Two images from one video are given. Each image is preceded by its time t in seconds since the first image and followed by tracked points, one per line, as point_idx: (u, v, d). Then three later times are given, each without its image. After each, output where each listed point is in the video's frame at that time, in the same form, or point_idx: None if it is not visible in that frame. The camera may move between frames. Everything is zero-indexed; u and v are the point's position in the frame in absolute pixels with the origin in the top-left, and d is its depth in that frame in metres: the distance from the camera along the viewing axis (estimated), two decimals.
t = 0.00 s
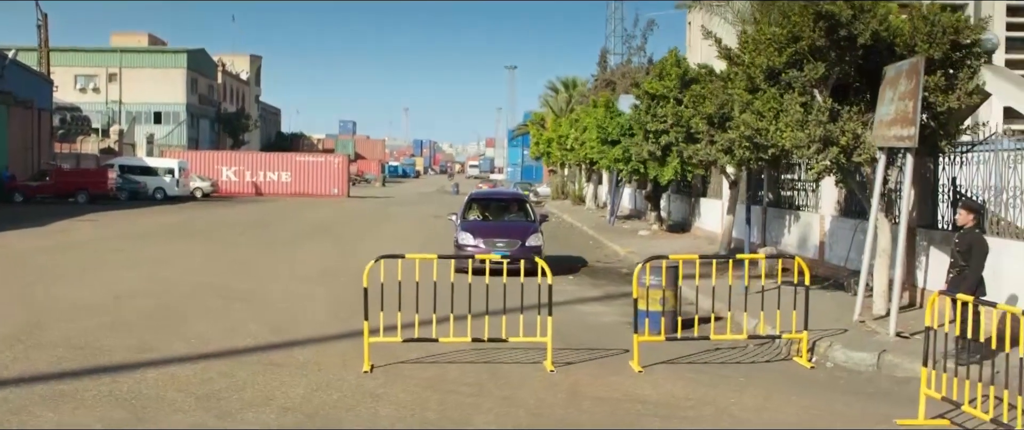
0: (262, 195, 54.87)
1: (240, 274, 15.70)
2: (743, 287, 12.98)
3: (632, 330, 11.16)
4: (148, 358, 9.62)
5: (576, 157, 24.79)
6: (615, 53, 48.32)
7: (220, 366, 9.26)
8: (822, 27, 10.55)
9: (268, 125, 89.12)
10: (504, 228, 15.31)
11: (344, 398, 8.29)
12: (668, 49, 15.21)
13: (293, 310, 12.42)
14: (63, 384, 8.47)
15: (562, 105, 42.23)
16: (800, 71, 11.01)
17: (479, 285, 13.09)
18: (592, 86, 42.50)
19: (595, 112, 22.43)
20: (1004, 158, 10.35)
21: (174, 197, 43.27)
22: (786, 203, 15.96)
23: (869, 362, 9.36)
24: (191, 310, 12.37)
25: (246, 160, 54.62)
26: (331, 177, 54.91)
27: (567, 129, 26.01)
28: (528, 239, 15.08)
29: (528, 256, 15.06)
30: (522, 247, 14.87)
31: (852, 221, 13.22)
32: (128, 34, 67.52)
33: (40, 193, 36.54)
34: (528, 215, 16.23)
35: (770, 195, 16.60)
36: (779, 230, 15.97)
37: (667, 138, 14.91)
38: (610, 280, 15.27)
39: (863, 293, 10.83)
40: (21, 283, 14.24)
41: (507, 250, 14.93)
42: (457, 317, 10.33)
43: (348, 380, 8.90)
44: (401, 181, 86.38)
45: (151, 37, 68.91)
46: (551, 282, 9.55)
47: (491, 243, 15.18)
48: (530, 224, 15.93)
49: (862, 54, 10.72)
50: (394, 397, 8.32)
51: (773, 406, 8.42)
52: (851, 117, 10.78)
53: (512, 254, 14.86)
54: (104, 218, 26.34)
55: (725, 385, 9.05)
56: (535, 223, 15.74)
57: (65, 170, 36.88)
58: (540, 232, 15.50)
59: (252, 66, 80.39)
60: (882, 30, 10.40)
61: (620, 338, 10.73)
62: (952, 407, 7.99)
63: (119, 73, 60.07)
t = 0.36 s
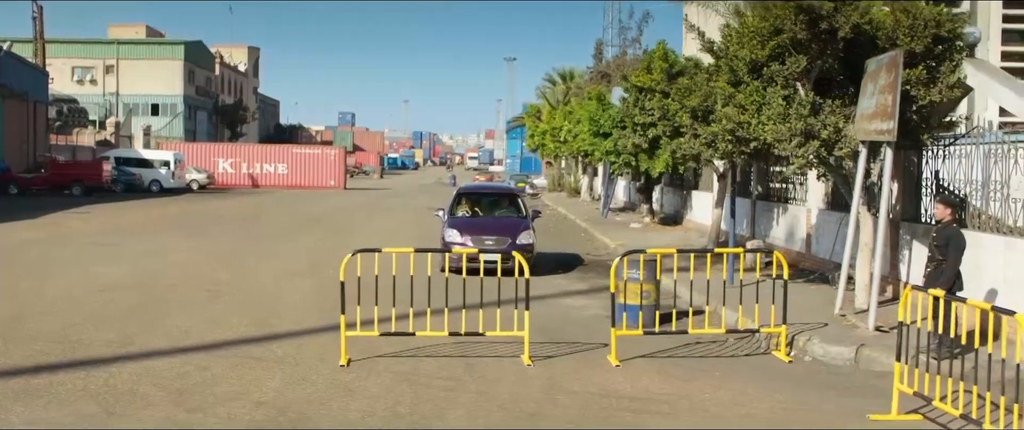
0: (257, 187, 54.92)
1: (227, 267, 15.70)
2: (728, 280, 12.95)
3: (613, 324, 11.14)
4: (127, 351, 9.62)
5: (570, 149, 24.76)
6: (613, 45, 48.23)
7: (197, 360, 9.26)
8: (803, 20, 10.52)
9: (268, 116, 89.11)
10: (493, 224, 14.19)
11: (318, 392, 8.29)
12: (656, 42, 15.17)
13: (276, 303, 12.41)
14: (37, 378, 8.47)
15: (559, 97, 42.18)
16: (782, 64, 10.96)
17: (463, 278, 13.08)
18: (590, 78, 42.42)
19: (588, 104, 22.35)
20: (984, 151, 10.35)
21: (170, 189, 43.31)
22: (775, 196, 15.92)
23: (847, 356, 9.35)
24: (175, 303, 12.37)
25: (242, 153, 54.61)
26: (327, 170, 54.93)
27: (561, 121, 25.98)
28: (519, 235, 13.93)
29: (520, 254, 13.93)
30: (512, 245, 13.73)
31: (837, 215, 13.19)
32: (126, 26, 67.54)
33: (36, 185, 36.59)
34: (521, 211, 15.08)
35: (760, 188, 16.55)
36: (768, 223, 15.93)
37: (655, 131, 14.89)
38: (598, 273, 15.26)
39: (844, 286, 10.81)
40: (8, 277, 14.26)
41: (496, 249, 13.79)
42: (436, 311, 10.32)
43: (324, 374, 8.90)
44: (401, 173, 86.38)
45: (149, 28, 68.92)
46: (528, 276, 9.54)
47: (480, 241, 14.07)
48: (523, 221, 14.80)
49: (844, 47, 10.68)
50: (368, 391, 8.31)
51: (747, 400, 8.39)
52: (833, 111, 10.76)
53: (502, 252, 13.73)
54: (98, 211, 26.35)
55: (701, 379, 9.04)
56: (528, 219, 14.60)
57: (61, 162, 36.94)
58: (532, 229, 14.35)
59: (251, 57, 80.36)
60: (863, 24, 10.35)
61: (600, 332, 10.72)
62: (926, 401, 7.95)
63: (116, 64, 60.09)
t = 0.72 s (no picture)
0: (254, 178, 54.94)
1: (214, 260, 15.70)
2: (712, 273, 12.94)
3: (595, 317, 11.13)
4: (105, 345, 9.63)
5: (563, 141, 24.74)
6: (610, 37, 48.19)
7: (174, 353, 9.27)
8: (784, 13, 10.50)
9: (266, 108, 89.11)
10: (480, 220, 13.46)
11: (292, 386, 8.30)
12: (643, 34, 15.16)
13: (260, 296, 12.42)
14: (11, 372, 8.47)
15: (555, 89, 42.15)
16: (764, 57, 10.94)
17: (447, 271, 13.08)
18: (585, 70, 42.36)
19: (580, 96, 22.31)
20: (965, 144, 10.31)
21: (165, 181, 43.34)
22: (764, 189, 15.86)
23: (824, 350, 9.35)
24: (158, 296, 12.37)
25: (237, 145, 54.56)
26: (324, 162, 54.92)
27: (553, 113, 25.95)
28: (507, 232, 13.21)
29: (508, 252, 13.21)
30: (501, 242, 13.02)
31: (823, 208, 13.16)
32: (123, 18, 67.56)
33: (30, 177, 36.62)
34: (510, 207, 14.30)
35: (749, 181, 16.52)
36: (756, 216, 15.90)
37: (642, 123, 14.90)
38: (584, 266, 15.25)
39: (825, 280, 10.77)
40: None
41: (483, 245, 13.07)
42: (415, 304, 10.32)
43: (300, 368, 8.91)
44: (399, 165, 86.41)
45: (146, 20, 68.92)
46: (504, 270, 9.53)
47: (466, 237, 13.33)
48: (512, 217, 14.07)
49: (826, 40, 10.65)
50: (341, 385, 8.32)
51: (721, 395, 8.38)
52: (815, 104, 10.73)
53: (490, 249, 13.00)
54: (91, 203, 26.40)
55: (678, 373, 9.04)
56: (518, 216, 13.86)
57: (55, 154, 36.97)
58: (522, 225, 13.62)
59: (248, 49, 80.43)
60: (844, 16, 10.31)
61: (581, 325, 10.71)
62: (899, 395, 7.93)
63: (113, 56, 60.11)
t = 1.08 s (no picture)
0: (251, 172, 54.99)
1: (200, 254, 15.68)
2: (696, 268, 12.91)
3: (575, 313, 11.11)
4: (82, 340, 9.61)
5: (555, 135, 24.70)
6: (607, 31, 48.11)
7: (150, 349, 9.27)
8: (765, 8, 10.44)
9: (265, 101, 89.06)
10: (466, 219, 12.95)
11: (264, 383, 8.29)
12: (629, 29, 15.11)
13: (242, 291, 12.42)
14: None
15: (551, 82, 42.10)
16: (745, 52, 10.89)
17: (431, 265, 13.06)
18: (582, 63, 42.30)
19: (571, 90, 22.27)
20: (945, 140, 10.27)
21: (161, 175, 43.38)
22: (752, 184, 15.83)
23: (802, 347, 9.31)
24: (141, 291, 12.36)
25: (234, 138, 54.80)
26: (320, 156, 54.88)
27: (546, 107, 25.92)
28: (494, 234, 12.74)
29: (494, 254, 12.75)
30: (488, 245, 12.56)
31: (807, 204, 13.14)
32: (121, 12, 67.60)
33: (25, 172, 36.67)
34: (499, 204, 13.76)
35: (737, 176, 16.48)
36: (744, 211, 15.86)
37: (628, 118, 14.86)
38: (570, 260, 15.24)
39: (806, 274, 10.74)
40: None
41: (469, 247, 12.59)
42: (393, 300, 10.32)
43: (275, 364, 8.90)
44: (399, 158, 86.40)
45: (144, 14, 68.94)
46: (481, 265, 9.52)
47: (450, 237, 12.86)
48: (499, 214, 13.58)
49: (807, 35, 10.59)
50: (314, 382, 8.31)
51: (694, 392, 8.36)
52: (796, 99, 10.70)
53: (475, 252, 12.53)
54: (83, 197, 26.39)
55: (653, 370, 9.02)
56: (506, 214, 13.40)
57: (49, 148, 37.02)
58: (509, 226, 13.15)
59: (247, 42, 80.44)
60: (825, 12, 10.26)
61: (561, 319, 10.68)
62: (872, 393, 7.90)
63: (110, 49, 60.16)
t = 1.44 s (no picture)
0: (246, 167, 55.12)
1: (187, 249, 15.67)
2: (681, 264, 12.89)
3: (556, 309, 11.09)
4: (59, 336, 9.61)
5: (548, 130, 24.65)
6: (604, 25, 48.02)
7: (127, 346, 9.26)
8: (746, 4, 10.38)
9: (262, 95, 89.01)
10: (451, 217, 12.91)
11: (238, 380, 8.28)
12: (616, 23, 15.05)
13: (226, 286, 12.41)
14: None
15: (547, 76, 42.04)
16: (726, 48, 10.85)
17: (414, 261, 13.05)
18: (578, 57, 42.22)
19: (563, 85, 22.24)
20: (926, 136, 10.24)
21: (156, 169, 43.42)
22: (740, 180, 15.79)
23: (779, 344, 9.29)
24: (123, 286, 12.35)
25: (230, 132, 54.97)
26: (316, 150, 54.81)
27: (540, 102, 25.87)
28: (478, 231, 12.69)
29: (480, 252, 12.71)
30: (473, 243, 12.52)
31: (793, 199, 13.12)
32: (119, 7, 67.65)
33: (19, 167, 36.71)
34: (485, 202, 13.69)
35: (726, 172, 16.44)
36: (733, 206, 15.83)
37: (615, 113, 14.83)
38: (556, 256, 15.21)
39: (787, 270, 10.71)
40: None
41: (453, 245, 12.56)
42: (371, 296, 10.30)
43: (251, 360, 8.90)
44: (399, 153, 86.35)
45: (142, 9, 68.95)
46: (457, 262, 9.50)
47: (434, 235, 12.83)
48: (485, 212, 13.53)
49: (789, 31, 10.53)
50: (288, 379, 8.30)
51: (668, 388, 8.34)
52: (777, 95, 10.67)
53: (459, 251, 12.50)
54: (75, 191, 26.41)
55: (629, 366, 9.01)
56: (492, 211, 13.34)
57: (43, 143, 37.07)
58: (495, 223, 13.10)
59: (245, 37, 80.45)
60: (805, 8, 10.20)
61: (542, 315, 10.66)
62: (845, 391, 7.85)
63: (107, 44, 60.22)
